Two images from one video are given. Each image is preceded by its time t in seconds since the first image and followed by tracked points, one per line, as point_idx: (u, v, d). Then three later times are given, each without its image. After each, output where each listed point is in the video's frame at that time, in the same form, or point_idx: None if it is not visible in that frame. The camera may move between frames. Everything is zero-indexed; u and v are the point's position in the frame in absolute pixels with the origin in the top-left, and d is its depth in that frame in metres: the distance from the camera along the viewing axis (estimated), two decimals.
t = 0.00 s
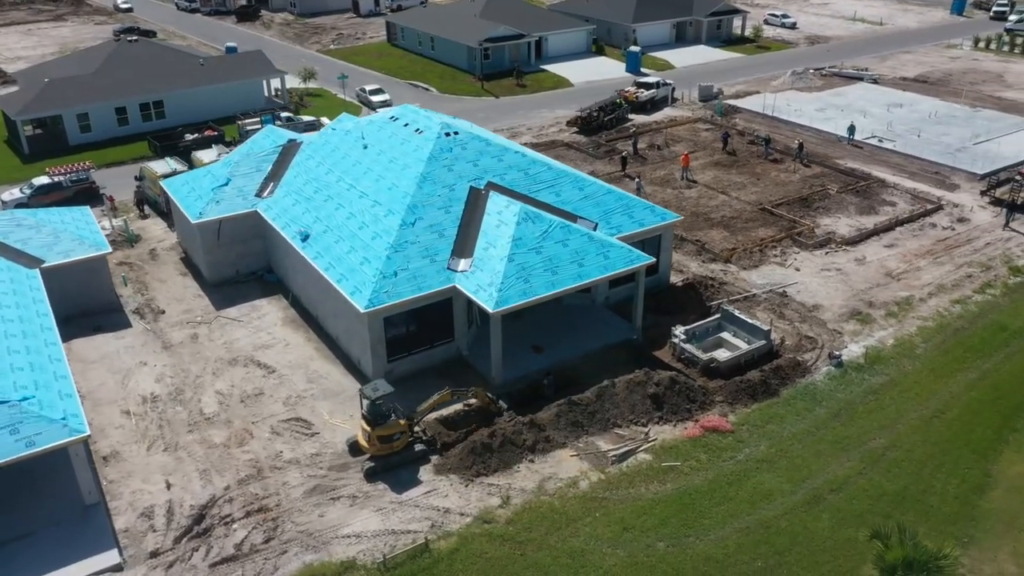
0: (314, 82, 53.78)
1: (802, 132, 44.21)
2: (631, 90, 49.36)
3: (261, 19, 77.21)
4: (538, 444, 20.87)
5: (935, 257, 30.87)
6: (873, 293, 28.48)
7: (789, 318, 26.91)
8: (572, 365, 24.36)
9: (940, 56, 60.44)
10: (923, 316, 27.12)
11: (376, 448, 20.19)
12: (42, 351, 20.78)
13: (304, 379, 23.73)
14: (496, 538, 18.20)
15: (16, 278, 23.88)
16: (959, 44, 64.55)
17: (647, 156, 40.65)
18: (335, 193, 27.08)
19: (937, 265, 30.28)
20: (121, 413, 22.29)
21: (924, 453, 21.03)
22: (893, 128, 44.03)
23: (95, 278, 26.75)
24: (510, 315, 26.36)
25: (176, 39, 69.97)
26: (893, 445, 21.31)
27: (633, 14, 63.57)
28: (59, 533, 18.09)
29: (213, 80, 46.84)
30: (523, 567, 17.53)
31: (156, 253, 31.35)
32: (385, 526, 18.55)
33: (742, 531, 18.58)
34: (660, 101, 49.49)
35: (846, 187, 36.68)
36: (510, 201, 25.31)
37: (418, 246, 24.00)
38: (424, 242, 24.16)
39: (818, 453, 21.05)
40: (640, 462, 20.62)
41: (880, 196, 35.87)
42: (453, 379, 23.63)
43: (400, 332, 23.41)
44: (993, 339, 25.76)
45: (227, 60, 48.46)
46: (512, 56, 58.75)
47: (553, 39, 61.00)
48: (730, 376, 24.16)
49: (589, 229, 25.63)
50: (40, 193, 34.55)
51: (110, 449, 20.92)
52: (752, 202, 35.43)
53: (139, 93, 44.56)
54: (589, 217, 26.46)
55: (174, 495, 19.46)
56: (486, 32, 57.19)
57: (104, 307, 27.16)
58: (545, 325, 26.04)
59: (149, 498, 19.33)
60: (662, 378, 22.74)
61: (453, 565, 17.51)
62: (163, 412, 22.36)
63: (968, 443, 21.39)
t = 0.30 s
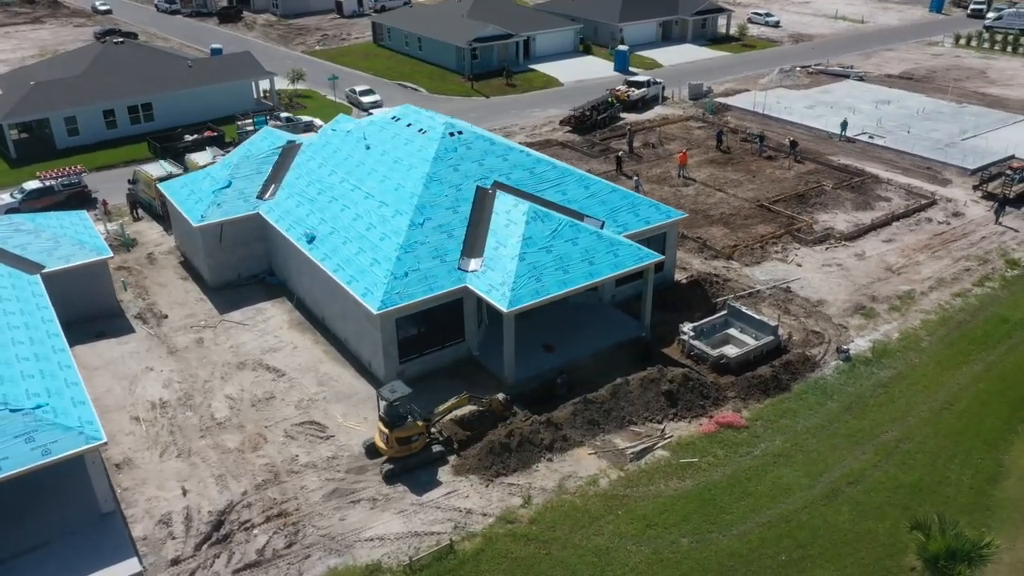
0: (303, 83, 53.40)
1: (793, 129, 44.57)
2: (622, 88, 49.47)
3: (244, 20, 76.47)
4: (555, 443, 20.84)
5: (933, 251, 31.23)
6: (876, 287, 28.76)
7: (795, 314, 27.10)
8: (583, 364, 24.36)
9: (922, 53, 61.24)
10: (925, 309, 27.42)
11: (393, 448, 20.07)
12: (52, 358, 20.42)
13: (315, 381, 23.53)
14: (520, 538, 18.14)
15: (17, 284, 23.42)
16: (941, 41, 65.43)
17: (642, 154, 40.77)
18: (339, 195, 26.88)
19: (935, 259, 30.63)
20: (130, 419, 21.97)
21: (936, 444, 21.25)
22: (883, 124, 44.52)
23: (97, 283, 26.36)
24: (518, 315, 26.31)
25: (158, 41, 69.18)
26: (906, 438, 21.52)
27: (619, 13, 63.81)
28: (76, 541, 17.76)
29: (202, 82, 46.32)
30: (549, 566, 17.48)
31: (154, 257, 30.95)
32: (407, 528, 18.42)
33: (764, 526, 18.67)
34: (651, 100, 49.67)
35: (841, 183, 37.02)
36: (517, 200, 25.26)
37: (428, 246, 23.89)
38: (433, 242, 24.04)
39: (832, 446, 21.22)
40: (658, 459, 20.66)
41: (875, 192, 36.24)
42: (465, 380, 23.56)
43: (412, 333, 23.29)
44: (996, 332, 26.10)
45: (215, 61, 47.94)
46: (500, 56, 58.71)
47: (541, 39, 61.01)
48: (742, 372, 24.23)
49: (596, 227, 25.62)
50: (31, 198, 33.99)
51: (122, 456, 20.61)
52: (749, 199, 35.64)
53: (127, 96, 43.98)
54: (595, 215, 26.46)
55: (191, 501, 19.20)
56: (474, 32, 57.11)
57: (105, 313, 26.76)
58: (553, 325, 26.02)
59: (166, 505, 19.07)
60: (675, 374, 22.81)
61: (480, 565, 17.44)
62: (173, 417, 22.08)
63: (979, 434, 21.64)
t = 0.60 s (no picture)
0: (289, 85, 52.99)
1: (783, 126, 44.95)
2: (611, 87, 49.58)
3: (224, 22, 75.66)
4: (571, 441, 20.85)
5: (928, 244, 31.63)
6: (875, 281, 29.07)
7: (798, 309, 27.32)
8: (592, 361, 24.38)
9: (903, 50, 62.04)
10: (925, 303, 27.76)
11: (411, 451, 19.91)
12: (60, 365, 20.04)
13: (324, 384, 23.34)
14: (543, 537, 18.11)
15: (17, 291, 22.95)
16: (919, 38, 66.34)
17: (636, 152, 40.90)
18: (342, 196, 26.69)
19: (931, 253, 31.03)
20: (138, 426, 21.65)
21: (945, 435, 21.51)
22: (870, 120, 45.04)
23: (96, 288, 25.94)
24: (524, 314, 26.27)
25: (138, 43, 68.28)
26: (915, 429, 21.76)
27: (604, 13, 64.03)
28: (92, 551, 17.46)
29: (189, 84, 45.82)
30: (574, 564, 17.45)
31: (150, 262, 30.54)
32: (429, 529, 18.33)
33: (783, 519, 18.78)
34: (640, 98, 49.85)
35: (834, 179, 37.39)
36: (523, 199, 25.24)
37: (436, 247, 23.79)
38: (441, 242, 23.94)
39: (844, 438, 21.41)
40: (674, 455, 20.73)
41: (868, 187, 36.64)
42: (476, 380, 23.49)
43: (422, 334, 23.17)
44: (995, 323, 26.49)
45: (201, 63, 47.44)
46: (487, 56, 58.63)
47: (526, 38, 61.01)
48: (749, 367, 24.35)
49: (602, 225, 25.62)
50: (20, 203, 33.42)
51: (133, 464, 20.30)
52: (744, 196, 35.89)
53: (113, 99, 43.37)
54: (600, 213, 26.46)
55: (207, 507, 18.96)
56: (461, 32, 57.00)
57: (105, 319, 26.36)
58: (560, 323, 26.01)
59: (181, 512, 18.81)
60: (686, 371, 22.90)
61: (505, 566, 17.37)
62: (182, 423, 21.79)
63: (986, 424, 21.94)
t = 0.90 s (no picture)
0: (273, 86, 52.53)
1: (770, 123, 45.31)
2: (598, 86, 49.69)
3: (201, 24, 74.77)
4: (584, 439, 20.85)
5: (921, 238, 32.04)
6: (872, 275, 29.40)
7: (798, 303, 27.55)
8: (599, 360, 24.39)
9: (882, 47, 62.86)
10: (922, 295, 28.11)
11: (425, 453, 19.79)
12: (65, 373, 19.65)
13: (332, 387, 23.13)
14: (564, 535, 18.08)
15: (15, 298, 22.47)
16: (897, 35, 67.24)
17: (627, 151, 41.03)
18: (343, 197, 26.49)
19: (924, 246, 31.44)
20: (145, 434, 21.31)
21: (952, 426, 21.78)
22: (855, 117, 45.58)
23: (93, 294, 25.51)
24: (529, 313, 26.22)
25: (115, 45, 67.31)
26: (922, 420, 22.01)
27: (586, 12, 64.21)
28: (105, 562, 17.18)
29: (173, 87, 45.25)
30: (597, 562, 17.44)
31: (145, 266, 30.09)
32: (449, 531, 18.23)
33: (800, 513, 18.91)
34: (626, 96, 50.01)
35: (824, 175, 37.77)
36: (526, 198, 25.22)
37: (442, 247, 23.68)
38: (447, 242, 23.84)
39: (853, 431, 21.63)
40: (688, 451, 20.79)
41: (858, 182, 37.06)
42: (484, 380, 23.41)
43: (430, 335, 23.04)
44: (991, 314, 26.90)
45: (186, 66, 46.87)
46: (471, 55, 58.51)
47: (510, 38, 60.99)
48: (755, 362, 24.53)
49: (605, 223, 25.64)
50: (7, 209, 32.81)
51: (143, 472, 19.99)
52: (738, 193, 36.13)
53: (97, 102, 42.73)
54: (602, 211, 26.49)
55: (221, 514, 18.71)
56: (445, 32, 56.84)
57: (103, 325, 25.93)
58: (565, 322, 26.00)
59: (196, 519, 18.55)
60: (694, 367, 23.01)
61: (528, 565, 17.32)
62: (190, 429, 21.48)
63: (989, 413, 22.24)
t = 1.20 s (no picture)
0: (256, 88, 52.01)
1: (757, 120, 45.67)
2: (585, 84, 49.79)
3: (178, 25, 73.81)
4: (596, 437, 20.85)
5: (912, 232, 32.45)
6: (868, 269, 29.71)
7: (797, 298, 27.78)
8: (605, 357, 24.41)
9: (861, 45, 63.64)
10: (918, 288, 28.46)
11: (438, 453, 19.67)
12: (70, 380, 19.25)
13: (338, 390, 22.92)
14: (583, 533, 18.06)
15: (12, 305, 21.99)
16: (874, 33, 68.10)
17: (618, 149, 41.15)
18: (343, 198, 26.26)
19: (917, 240, 31.84)
20: (151, 441, 20.98)
21: (956, 416, 22.06)
22: (840, 113, 46.08)
23: (89, 300, 25.06)
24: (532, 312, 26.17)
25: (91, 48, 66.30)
26: (926, 411, 22.28)
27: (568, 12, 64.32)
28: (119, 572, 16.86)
29: (157, 89, 44.63)
30: (618, 559, 17.44)
31: (138, 271, 29.63)
32: (467, 532, 18.12)
33: (814, 505, 19.05)
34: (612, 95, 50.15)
35: (814, 171, 38.13)
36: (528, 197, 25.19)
37: (447, 247, 23.56)
38: (451, 242, 23.73)
39: (860, 423, 21.84)
40: (700, 446, 20.87)
41: (847, 178, 37.45)
42: (492, 380, 23.32)
43: (437, 335, 22.91)
44: (986, 306, 27.30)
45: (169, 68, 46.26)
46: (455, 55, 58.33)
47: (494, 38, 60.90)
48: (758, 357, 24.69)
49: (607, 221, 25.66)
50: None
51: (151, 480, 19.67)
52: (730, 189, 36.36)
53: (79, 106, 42.03)
54: (603, 209, 26.53)
55: (234, 520, 18.45)
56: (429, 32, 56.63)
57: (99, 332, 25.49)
58: (569, 320, 25.98)
59: (209, 526, 18.28)
60: (701, 363, 23.11)
61: (549, 564, 17.26)
62: (197, 435, 21.18)
63: (991, 403, 22.54)
